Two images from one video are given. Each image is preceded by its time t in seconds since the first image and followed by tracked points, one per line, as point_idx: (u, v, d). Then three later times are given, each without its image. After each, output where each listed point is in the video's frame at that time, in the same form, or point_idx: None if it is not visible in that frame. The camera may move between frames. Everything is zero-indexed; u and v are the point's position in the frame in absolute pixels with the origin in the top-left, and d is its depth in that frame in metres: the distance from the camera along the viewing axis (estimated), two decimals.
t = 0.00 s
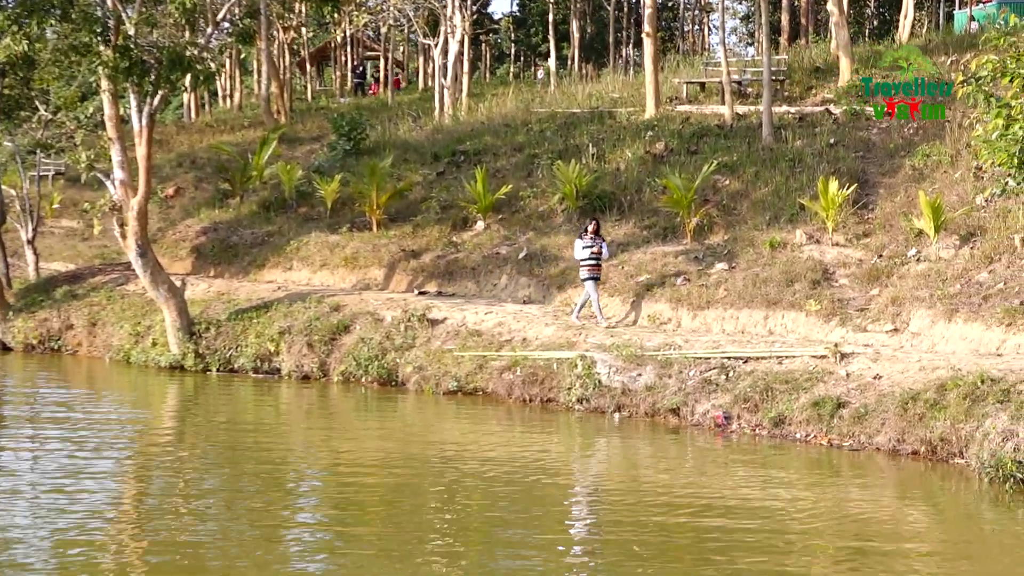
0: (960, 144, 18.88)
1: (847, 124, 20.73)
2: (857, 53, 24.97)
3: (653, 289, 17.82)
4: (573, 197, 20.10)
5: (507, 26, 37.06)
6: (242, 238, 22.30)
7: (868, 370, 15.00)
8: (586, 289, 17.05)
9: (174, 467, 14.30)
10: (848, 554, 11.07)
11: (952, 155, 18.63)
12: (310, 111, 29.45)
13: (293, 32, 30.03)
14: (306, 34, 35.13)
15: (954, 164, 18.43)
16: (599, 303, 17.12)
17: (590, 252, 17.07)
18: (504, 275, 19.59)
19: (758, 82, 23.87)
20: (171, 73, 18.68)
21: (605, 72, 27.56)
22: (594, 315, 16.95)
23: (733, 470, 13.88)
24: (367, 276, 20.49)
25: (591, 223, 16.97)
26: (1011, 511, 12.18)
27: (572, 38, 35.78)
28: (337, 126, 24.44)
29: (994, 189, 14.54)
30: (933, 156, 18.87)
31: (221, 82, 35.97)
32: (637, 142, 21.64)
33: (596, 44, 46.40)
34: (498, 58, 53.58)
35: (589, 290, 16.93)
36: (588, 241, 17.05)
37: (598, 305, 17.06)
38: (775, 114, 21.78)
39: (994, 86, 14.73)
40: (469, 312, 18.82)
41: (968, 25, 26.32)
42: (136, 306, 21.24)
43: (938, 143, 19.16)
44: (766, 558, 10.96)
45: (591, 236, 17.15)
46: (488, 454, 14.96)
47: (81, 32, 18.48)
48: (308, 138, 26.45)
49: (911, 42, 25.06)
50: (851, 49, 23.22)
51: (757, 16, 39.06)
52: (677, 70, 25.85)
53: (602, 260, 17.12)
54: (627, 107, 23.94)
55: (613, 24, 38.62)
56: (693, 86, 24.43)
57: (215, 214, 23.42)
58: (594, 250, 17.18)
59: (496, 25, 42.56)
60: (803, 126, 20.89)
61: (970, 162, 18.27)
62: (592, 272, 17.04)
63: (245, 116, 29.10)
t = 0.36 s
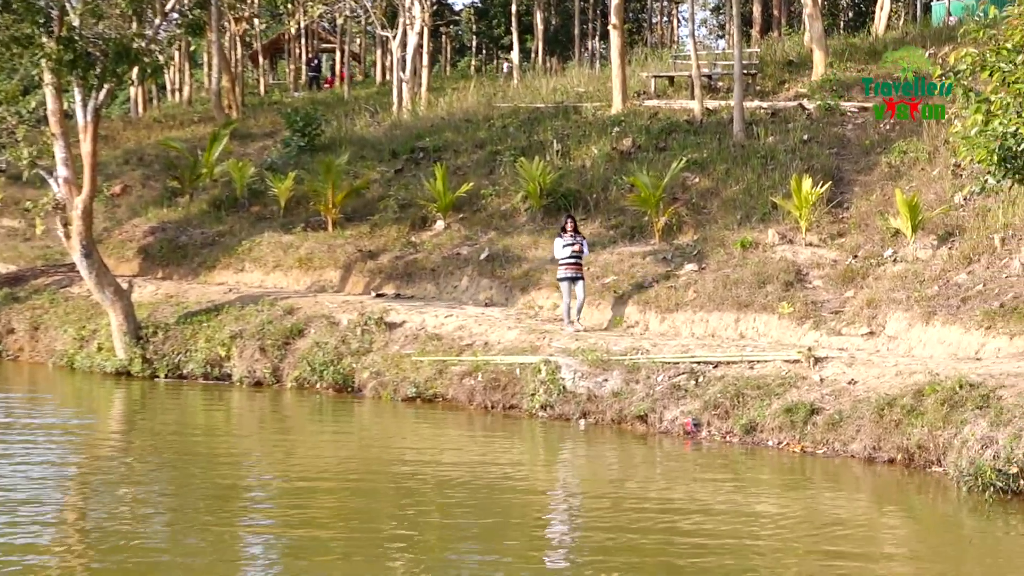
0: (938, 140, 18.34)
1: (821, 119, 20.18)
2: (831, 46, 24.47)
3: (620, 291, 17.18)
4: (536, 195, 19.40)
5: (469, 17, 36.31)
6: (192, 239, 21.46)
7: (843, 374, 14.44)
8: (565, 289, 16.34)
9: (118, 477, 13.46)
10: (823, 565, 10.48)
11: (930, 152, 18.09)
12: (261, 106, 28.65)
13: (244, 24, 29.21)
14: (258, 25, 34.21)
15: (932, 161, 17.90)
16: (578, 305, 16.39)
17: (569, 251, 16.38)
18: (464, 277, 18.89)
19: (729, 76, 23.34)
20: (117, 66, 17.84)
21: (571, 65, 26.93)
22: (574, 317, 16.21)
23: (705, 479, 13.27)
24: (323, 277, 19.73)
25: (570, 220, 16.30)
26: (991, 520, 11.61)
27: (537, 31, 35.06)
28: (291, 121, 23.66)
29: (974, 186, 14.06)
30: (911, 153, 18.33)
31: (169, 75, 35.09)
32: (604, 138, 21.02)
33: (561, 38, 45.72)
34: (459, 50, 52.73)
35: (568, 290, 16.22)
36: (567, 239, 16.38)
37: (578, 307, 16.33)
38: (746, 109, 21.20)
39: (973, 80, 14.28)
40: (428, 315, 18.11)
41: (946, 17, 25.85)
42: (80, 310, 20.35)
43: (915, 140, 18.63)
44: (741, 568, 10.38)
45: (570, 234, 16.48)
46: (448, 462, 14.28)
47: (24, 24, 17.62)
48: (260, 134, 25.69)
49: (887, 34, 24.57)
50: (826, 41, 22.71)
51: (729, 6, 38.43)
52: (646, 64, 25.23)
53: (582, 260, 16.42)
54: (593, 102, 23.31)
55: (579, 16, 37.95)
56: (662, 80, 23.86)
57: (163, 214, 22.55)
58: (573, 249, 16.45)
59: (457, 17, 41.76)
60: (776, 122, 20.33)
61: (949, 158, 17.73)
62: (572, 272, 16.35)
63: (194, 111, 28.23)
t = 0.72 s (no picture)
0: (916, 136, 17.79)
1: (795, 114, 19.61)
2: (806, 37, 23.95)
3: (587, 292, 16.55)
4: (499, 192, 18.81)
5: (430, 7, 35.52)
6: (140, 238, 20.62)
7: (818, 379, 13.89)
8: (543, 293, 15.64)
9: (61, 486, 12.70)
10: None
11: (908, 148, 17.52)
12: (213, 99, 27.82)
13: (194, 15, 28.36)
14: (209, 14, 33.31)
15: (911, 157, 17.35)
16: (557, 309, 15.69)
17: (547, 252, 15.68)
18: (425, 277, 18.19)
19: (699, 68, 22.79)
20: (62, 58, 16.98)
21: (535, 57, 26.27)
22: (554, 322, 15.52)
23: (676, 487, 12.65)
24: (277, 278, 18.98)
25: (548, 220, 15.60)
26: (973, 530, 11.08)
27: (501, 22, 34.27)
28: (244, 115, 22.85)
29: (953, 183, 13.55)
30: (888, 148, 17.77)
31: (116, 66, 34.15)
32: (570, 133, 20.37)
33: (526, 28, 44.94)
34: (419, 42, 51.85)
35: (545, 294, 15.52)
36: (544, 240, 15.68)
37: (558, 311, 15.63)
38: (718, 103, 20.60)
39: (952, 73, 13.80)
40: (387, 317, 17.41)
41: (922, 9, 25.40)
42: (23, 312, 19.47)
43: (893, 134, 18.08)
44: None
45: (548, 235, 15.77)
46: (408, 470, 13.59)
47: None
48: (211, 129, 24.92)
49: (863, 26, 24.07)
50: (800, 33, 22.18)
51: None
52: (613, 56, 24.59)
53: (561, 261, 15.72)
54: (559, 96, 22.65)
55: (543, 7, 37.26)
56: (630, 72, 23.27)
57: (110, 211, 21.69)
58: (551, 251, 15.70)
59: (418, 8, 40.99)
60: (748, 116, 19.73)
61: (928, 155, 17.17)
62: (550, 274, 15.64)
63: (142, 105, 27.36)
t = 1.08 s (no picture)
0: (898, 130, 17.23)
1: (772, 107, 19.03)
2: (784, 26, 23.41)
3: (556, 292, 15.93)
4: (465, 188, 18.14)
5: None
6: (90, 236, 19.82)
7: (797, 382, 13.34)
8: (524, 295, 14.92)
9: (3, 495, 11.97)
10: None
11: (890, 142, 16.97)
12: (166, 91, 27.03)
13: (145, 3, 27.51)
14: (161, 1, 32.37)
15: (892, 151, 16.81)
16: (538, 311, 14.98)
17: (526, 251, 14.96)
18: (387, 277, 17.52)
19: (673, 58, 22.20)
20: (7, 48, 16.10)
21: (503, 48, 25.62)
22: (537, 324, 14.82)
23: (651, 495, 12.04)
24: (233, 278, 18.25)
25: (527, 218, 14.86)
26: (958, 539, 10.53)
27: (468, 11, 33.52)
28: (198, 108, 22.19)
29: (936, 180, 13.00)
30: (869, 142, 17.23)
31: (65, 57, 33.25)
32: (538, 127, 19.74)
33: (494, 19, 44.15)
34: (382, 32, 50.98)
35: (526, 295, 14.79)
36: (524, 239, 14.96)
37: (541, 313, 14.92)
38: (692, 96, 20.01)
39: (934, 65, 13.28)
40: (349, 319, 16.73)
41: None
42: None
43: (874, 128, 17.52)
44: None
45: (527, 233, 15.05)
46: (370, 478, 12.91)
47: None
48: (164, 122, 24.15)
49: (842, 15, 23.55)
50: (778, 24, 21.62)
51: None
52: (583, 48, 23.99)
53: (542, 261, 14.99)
54: (527, 88, 22.02)
55: None
56: (601, 63, 22.67)
57: (58, 208, 20.86)
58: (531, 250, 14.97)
59: None
60: (723, 109, 19.14)
61: (911, 149, 16.61)
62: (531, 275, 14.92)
63: (92, 97, 26.50)
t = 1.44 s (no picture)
0: (885, 124, 16.72)
1: (754, 99, 18.48)
2: (765, 16, 22.92)
3: (529, 293, 15.32)
4: (434, 184, 17.50)
5: None
6: (42, 234, 19.06)
7: (780, 387, 12.79)
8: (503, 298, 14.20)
9: None
10: None
11: (877, 136, 16.45)
12: (121, 83, 26.24)
13: None
14: None
15: (878, 145, 16.29)
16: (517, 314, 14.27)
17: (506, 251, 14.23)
18: (352, 277, 16.85)
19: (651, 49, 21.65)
20: None
21: (473, 38, 25.00)
22: (515, 328, 14.10)
23: (629, 504, 11.46)
24: (191, 278, 17.54)
25: (509, 216, 14.13)
26: (947, 552, 9.98)
27: None
28: (154, 101, 21.41)
29: (925, 174, 12.46)
30: (854, 136, 16.70)
31: (16, 47, 32.32)
32: (511, 120, 19.11)
33: (464, 8, 43.45)
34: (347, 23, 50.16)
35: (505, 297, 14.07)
36: (504, 239, 14.20)
37: (519, 316, 14.20)
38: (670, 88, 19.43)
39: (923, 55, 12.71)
40: (312, 320, 16.07)
41: None
42: None
43: (860, 122, 16.99)
44: None
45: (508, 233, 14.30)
46: (335, 486, 12.26)
47: None
48: (119, 115, 23.42)
49: (824, 5, 23.08)
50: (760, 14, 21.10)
51: None
52: (557, 38, 23.42)
53: (522, 262, 14.27)
54: (498, 80, 21.41)
55: None
56: (577, 54, 22.09)
57: (8, 205, 20.07)
58: (511, 251, 14.23)
59: None
60: (703, 102, 18.57)
61: (898, 144, 16.11)
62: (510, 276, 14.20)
63: (44, 88, 25.69)
